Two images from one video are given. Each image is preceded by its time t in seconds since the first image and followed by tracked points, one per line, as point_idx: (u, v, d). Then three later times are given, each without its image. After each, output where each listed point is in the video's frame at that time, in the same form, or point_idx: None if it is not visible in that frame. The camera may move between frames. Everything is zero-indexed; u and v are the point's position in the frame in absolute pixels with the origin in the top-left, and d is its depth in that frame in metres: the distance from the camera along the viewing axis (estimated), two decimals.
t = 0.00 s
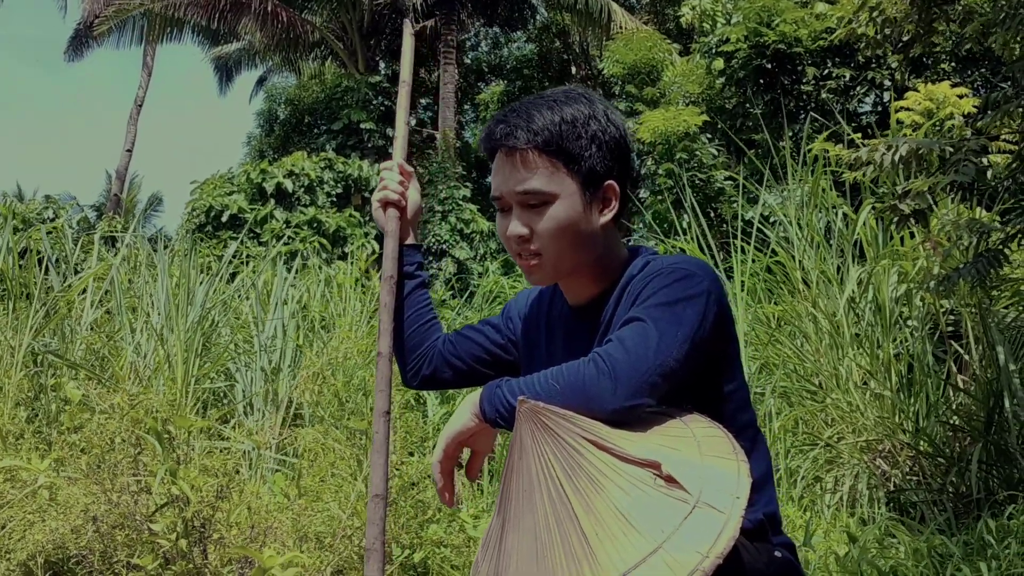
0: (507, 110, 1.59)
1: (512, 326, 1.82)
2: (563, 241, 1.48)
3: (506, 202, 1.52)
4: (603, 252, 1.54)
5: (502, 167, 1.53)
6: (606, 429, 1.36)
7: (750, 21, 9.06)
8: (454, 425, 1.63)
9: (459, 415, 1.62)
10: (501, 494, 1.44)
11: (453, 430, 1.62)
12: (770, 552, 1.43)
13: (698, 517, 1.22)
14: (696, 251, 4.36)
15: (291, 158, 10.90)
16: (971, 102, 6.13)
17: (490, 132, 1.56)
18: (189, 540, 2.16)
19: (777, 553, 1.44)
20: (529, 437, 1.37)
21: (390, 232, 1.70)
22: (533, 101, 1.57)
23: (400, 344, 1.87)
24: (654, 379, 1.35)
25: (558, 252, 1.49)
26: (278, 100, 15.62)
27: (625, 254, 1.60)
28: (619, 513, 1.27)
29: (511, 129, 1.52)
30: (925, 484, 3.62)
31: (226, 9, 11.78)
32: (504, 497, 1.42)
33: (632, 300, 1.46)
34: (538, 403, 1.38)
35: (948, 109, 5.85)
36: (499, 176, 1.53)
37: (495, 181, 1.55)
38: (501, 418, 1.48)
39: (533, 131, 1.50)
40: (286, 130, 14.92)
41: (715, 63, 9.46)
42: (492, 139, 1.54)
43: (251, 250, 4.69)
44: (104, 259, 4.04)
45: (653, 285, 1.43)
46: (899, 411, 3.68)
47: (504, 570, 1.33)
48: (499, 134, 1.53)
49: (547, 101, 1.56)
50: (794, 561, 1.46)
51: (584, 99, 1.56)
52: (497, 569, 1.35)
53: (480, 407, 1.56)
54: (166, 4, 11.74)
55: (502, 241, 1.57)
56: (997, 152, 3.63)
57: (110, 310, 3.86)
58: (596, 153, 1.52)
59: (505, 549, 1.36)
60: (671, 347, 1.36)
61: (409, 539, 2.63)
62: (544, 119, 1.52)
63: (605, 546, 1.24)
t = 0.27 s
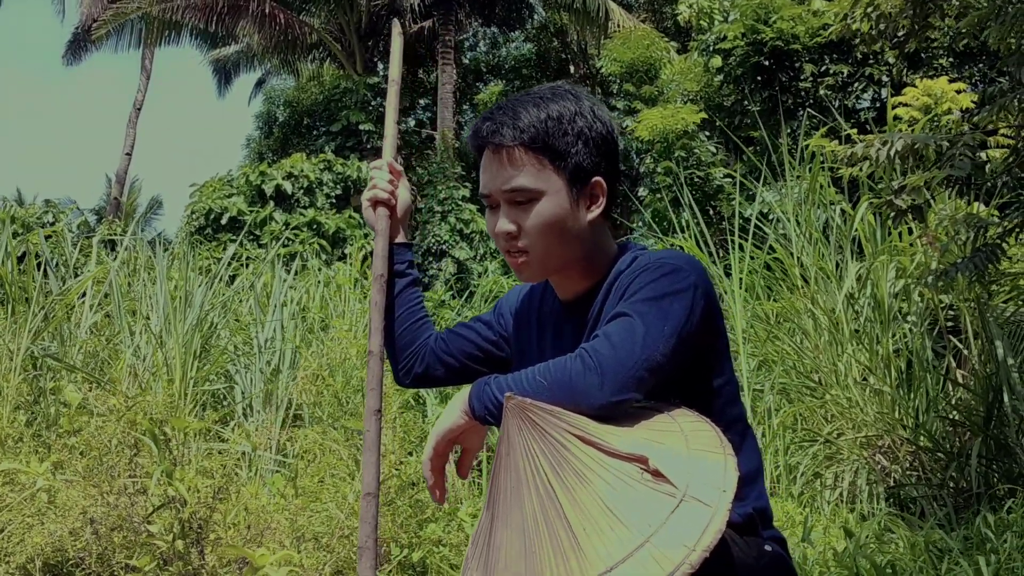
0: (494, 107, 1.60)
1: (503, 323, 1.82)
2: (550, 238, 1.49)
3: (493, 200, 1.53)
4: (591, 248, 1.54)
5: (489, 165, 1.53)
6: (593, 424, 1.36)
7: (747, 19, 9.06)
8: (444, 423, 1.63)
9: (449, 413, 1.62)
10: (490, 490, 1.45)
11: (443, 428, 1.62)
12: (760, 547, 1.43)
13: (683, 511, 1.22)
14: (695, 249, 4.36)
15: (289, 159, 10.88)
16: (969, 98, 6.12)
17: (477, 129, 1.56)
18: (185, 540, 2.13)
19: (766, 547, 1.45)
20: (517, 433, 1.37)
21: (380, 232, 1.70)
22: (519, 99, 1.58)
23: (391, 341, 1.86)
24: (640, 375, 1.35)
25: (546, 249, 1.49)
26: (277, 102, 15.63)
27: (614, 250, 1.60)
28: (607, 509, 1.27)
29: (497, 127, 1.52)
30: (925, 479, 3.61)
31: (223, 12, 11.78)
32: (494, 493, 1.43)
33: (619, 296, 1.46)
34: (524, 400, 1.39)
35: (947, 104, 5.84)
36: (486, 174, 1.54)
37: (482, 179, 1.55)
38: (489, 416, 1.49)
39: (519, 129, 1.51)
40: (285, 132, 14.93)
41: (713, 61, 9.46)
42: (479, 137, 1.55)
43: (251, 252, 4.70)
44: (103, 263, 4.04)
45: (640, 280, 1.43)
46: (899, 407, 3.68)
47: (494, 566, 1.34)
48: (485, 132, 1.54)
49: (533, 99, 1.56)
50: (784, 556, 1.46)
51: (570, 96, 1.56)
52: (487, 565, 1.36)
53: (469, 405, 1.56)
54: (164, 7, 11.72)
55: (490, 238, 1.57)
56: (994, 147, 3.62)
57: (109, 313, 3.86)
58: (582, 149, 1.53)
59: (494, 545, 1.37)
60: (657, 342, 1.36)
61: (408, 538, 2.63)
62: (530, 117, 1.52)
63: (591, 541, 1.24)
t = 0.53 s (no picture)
0: (496, 100, 1.60)
1: (502, 319, 1.82)
2: (549, 231, 1.48)
3: (493, 192, 1.53)
4: (589, 244, 1.54)
5: (490, 158, 1.53)
6: (588, 421, 1.36)
7: (756, 15, 9.02)
8: (441, 419, 1.63)
9: (448, 409, 1.62)
10: (485, 488, 1.45)
11: (441, 424, 1.62)
12: (757, 544, 1.44)
13: (678, 508, 1.22)
14: (702, 246, 4.35)
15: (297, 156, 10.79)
16: (979, 95, 6.07)
17: (479, 122, 1.56)
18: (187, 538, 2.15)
19: (763, 544, 1.45)
20: (512, 430, 1.38)
21: (380, 228, 1.69)
22: (521, 93, 1.58)
23: (391, 338, 1.86)
24: (636, 372, 1.35)
25: (544, 243, 1.49)
26: (286, 98, 15.67)
27: (613, 247, 1.60)
28: (601, 506, 1.27)
29: (499, 119, 1.53)
30: (932, 477, 3.60)
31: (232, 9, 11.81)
32: (488, 491, 1.43)
33: (617, 293, 1.46)
34: (519, 396, 1.40)
35: (957, 101, 5.79)
36: (487, 166, 1.54)
37: (482, 171, 1.55)
38: (486, 413, 1.49)
39: (521, 121, 1.51)
40: (294, 129, 14.96)
41: (722, 57, 9.42)
42: (481, 129, 1.55)
43: (260, 249, 4.71)
44: (112, 259, 4.07)
45: (638, 278, 1.43)
46: (907, 406, 3.65)
47: (488, 563, 1.34)
48: (487, 124, 1.54)
49: (535, 92, 1.56)
50: (781, 554, 1.46)
51: (573, 91, 1.56)
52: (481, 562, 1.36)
53: (465, 402, 1.56)
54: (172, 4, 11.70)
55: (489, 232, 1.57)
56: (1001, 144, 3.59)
57: (116, 310, 3.89)
58: (583, 144, 1.52)
59: (488, 542, 1.37)
60: (654, 339, 1.36)
61: (411, 534, 2.65)
62: (532, 110, 1.52)
63: (586, 537, 1.24)
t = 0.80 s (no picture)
0: (506, 96, 1.60)
1: (508, 319, 1.84)
2: (557, 227, 1.48)
3: (502, 187, 1.53)
4: (597, 241, 1.54)
5: (499, 152, 1.53)
6: (594, 422, 1.36)
7: (771, 13, 8.97)
8: (446, 418, 1.63)
9: (452, 408, 1.62)
10: (490, 487, 1.45)
11: (445, 423, 1.62)
12: (761, 546, 1.43)
13: (683, 509, 1.22)
14: (716, 246, 4.33)
15: (313, 154, 10.74)
16: (998, 94, 6.01)
17: (488, 117, 1.56)
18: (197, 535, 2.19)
19: (768, 546, 1.45)
20: (516, 431, 1.38)
21: (388, 227, 1.70)
22: (532, 88, 1.58)
23: (398, 338, 1.87)
24: (642, 373, 1.34)
25: (552, 238, 1.49)
26: (302, 97, 15.74)
27: (620, 246, 1.60)
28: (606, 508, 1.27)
29: (509, 113, 1.53)
30: (946, 479, 3.56)
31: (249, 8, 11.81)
32: (493, 491, 1.43)
33: (625, 293, 1.46)
34: (524, 396, 1.39)
35: (975, 101, 5.74)
36: (496, 161, 1.54)
37: (492, 166, 1.55)
38: (491, 412, 1.49)
39: (531, 117, 1.51)
40: (310, 127, 15.03)
41: (737, 57, 9.38)
42: (490, 124, 1.55)
43: (275, 247, 4.74)
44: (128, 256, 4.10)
45: (645, 278, 1.43)
46: (922, 408, 3.60)
47: (493, 563, 1.34)
48: (496, 118, 1.54)
49: (546, 88, 1.56)
50: (785, 555, 1.46)
51: (583, 88, 1.56)
52: (486, 562, 1.36)
53: (470, 401, 1.56)
54: (189, 3, 11.75)
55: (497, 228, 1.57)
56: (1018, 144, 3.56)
57: (131, 307, 3.92)
58: (592, 140, 1.52)
59: (493, 542, 1.37)
60: (661, 340, 1.36)
61: (421, 532, 2.65)
62: (542, 105, 1.52)
63: (591, 539, 1.24)
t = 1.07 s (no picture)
0: (502, 98, 1.60)
1: (507, 319, 1.83)
2: (554, 230, 1.49)
3: (498, 191, 1.53)
4: (595, 242, 1.54)
5: (495, 156, 1.54)
6: (590, 421, 1.35)
7: (777, 13, 8.94)
8: (444, 417, 1.63)
9: (449, 407, 1.62)
10: (486, 486, 1.45)
11: (442, 422, 1.62)
12: (760, 547, 1.43)
13: (678, 509, 1.22)
14: (721, 246, 4.33)
15: (318, 153, 10.74)
16: (1005, 94, 5.98)
17: (484, 120, 1.57)
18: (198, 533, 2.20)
19: (766, 547, 1.44)
20: (512, 430, 1.38)
21: (387, 227, 1.70)
22: (527, 90, 1.58)
23: (396, 337, 1.87)
24: (638, 372, 1.34)
25: (549, 241, 1.49)
26: (308, 97, 15.77)
27: (619, 246, 1.60)
28: (602, 508, 1.27)
29: (504, 117, 1.53)
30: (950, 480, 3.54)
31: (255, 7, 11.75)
32: (489, 490, 1.43)
33: (622, 293, 1.45)
34: (520, 396, 1.39)
35: (981, 101, 5.72)
36: (492, 165, 1.54)
37: (488, 169, 1.56)
38: (488, 412, 1.49)
39: (526, 120, 1.51)
40: (316, 127, 15.06)
41: (743, 56, 9.36)
42: (486, 127, 1.55)
43: (280, 246, 4.75)
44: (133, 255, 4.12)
45: (642, 277, 1.42)
46: (927, 409, 3.58)
47: (489, 564, 1.34)
48: (491, 122, 1.54)
49: (541, 90, 1.56)
50: (784, 556, 1.46)
51: (578, 88, 1.56)
52: (483, 562, 1.36)
53: (467, 400, 1.56)
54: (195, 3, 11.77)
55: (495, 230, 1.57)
56: None
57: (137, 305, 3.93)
58: (588, 141, 1.52)
59: (490, 541, 1.38)
60: (657, 340, 1.36)
61: (423, 531, 2.65)
62: (537, 108, 1.52)
63: (586, 540, 1.25)
